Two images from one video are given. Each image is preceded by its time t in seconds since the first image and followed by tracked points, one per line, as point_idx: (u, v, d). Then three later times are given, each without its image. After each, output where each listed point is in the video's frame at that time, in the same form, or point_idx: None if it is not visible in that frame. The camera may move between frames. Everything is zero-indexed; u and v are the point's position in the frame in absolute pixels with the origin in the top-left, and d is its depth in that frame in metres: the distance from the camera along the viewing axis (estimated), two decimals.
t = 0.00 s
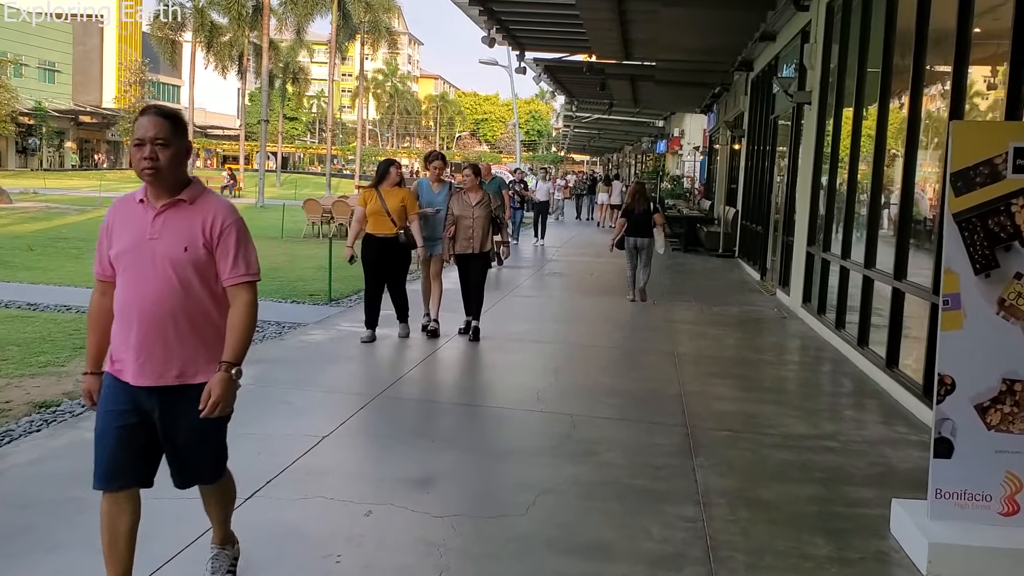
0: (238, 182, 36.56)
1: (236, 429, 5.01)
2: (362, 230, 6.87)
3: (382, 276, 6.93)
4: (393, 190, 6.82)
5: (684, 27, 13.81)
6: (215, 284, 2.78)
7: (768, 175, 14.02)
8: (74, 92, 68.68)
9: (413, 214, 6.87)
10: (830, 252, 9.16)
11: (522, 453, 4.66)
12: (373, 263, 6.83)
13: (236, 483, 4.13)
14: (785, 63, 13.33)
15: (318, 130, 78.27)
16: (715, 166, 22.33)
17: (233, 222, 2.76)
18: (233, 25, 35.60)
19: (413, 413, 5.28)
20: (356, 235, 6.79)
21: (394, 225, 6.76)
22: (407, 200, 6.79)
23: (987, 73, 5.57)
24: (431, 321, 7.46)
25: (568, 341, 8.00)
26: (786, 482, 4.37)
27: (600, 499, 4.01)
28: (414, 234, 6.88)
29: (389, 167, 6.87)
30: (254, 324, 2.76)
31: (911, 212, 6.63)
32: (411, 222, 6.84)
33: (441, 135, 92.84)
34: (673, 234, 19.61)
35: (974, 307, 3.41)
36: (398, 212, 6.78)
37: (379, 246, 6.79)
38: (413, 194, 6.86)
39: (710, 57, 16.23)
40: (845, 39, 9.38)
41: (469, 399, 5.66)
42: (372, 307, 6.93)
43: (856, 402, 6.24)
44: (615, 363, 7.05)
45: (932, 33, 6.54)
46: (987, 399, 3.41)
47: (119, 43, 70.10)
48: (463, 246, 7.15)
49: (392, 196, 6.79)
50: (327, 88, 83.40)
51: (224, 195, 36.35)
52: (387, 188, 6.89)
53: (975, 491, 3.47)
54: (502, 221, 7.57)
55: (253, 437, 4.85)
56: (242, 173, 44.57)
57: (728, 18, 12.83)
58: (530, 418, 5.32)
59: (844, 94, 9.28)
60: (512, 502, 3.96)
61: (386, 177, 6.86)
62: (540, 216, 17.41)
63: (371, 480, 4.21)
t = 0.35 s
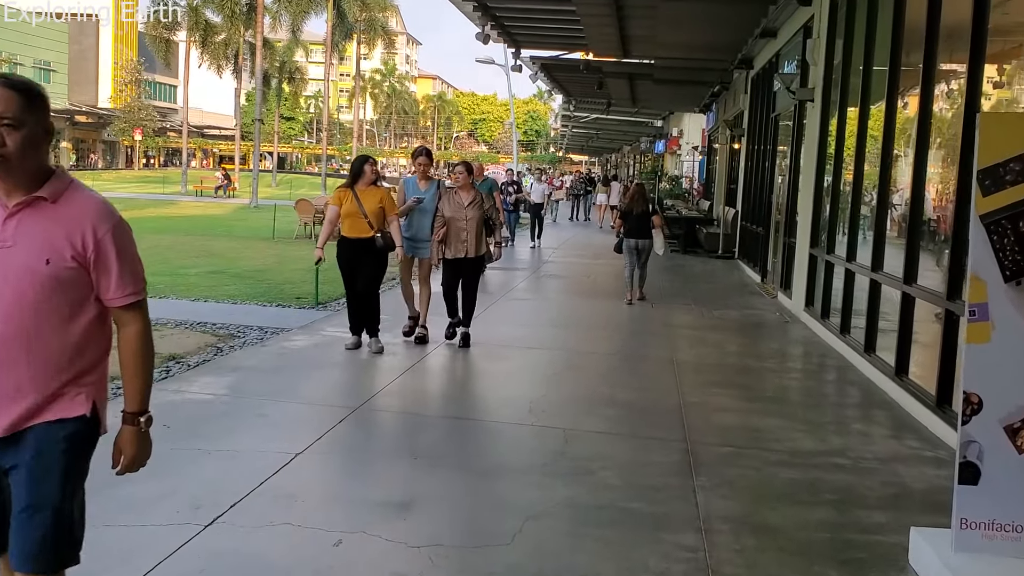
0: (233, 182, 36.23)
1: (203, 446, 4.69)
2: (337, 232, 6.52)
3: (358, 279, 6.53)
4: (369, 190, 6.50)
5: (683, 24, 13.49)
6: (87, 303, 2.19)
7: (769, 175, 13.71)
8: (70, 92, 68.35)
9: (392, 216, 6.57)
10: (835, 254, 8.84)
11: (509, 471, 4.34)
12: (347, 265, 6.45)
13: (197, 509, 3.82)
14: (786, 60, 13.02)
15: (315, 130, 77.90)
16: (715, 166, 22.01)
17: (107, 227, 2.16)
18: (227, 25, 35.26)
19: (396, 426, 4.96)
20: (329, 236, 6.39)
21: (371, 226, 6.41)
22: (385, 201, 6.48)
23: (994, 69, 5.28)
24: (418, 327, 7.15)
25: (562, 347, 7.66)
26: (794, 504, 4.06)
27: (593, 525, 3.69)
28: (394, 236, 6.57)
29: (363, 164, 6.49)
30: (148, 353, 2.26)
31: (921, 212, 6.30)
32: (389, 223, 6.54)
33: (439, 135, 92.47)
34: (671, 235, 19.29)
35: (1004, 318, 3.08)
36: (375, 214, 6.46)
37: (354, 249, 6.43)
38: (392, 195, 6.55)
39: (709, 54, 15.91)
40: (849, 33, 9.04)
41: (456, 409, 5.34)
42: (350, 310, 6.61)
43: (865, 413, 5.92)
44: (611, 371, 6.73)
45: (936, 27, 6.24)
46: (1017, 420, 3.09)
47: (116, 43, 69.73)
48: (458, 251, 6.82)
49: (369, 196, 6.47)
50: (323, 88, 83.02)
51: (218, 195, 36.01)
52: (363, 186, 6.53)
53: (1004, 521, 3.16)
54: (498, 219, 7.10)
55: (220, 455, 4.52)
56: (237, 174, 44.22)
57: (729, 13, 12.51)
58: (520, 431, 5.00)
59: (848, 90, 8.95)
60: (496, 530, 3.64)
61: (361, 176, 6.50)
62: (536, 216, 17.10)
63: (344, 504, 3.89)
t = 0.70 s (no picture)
0: (228, 183, 35.85)
1: (167, 467, 4.36)
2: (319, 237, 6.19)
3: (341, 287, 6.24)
4: (351, 193, 6.18)
5: (683, 21, 13.16)
6: None
7: (771, 176, 13.39)
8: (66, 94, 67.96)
9: (377, 220, 6.25)
10: (841, 258, 8.51)
11: (494, 496, 4.02)
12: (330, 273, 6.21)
13: (151, 542, 3.50)
14: (789, 58, 12.69)
15: (313, 132, 77.55)
16: (715, 167, 21.70)
17: None
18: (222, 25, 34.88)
19: (376, 444, 4.64)
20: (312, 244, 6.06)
21: (354, 231, 6.11)
22: (369, 204, 6.17)
23: (1006, 65, 4.96)
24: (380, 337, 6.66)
25: (557, 356, 7.34)
26: (806, 532, 3.73)
27: (586, 560, 3.36)
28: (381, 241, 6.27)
29: (341, 164, 6.17)
30: None
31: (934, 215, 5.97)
32: (375, 228, 6.23)
33: (438, 136, 92.09)
34: (671, 237, 18.96)
35: None
36: (359, 218, 6.14)
37: (338, 256, 6.12)
38: (376, 196, 6.23)
39: (710, 52, 15.58)
40: (855, 29, 8.72)
41: (441, 426, 5.02)
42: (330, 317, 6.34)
43: (876, 427, 5.60)
44: (607, 382, 6.41)
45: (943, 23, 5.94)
46: None
47: (112, 44, 69.31)
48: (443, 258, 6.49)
49: (352, 199, 6.15)
50: (321, 90, 82.64)
51: (213, 197, 35.63)
52: (345, 189, 6.21)
53: None
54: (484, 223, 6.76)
55: (184, 477, 4.20)
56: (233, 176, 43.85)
57: (730, 10, 12.19)
58: (508, 450, 4.68)
59: (854, 87, 8.62)
60: (478, 565, 3.31)
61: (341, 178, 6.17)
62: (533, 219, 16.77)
63: (312, 535, 3.58)
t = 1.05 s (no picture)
0: (225, 185, 35.49)
1: (126, 490, 4.00)
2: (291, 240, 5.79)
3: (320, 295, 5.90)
4: (325, 192, 5.78)
5: (685, 17, 12.82)
6: None
7: (775, 177, 13.01)
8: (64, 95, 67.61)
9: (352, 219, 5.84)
10: (852, 260, 8.14)
11: (480, 525, 3.65)
12: (303, 277, 5.76)
13: None
14: (794, 55, 12.33)
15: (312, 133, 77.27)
16: (717, 168, 21.36)
17: None
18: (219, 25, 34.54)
19: (352, 467, 4.28)
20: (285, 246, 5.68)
21: (329, 233, 5.70)
22: (343, 203, 5.77)
23: None
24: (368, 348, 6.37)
25: (554, 364, 6.96)
26: (825, 566, 3.37)
27: None
28: (356, 243, 5.88)
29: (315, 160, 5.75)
30: None
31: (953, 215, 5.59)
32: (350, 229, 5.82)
33: (437, 138, 91.75)
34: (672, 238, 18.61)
35: None
36: (333, 217, 5.73)
37: (314, 260, 5.74)
38: (352, 195, 5.83)
39: (712, 50, 15.23)
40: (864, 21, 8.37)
41: (425, 445, 4.66)
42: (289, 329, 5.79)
43: (894, 442, 5.23)
44: (605, 391, 6.04)
45: (963, 10, 5.55)
46: None
47: (111, 45, 68.98)
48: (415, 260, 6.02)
49: (325, 198, 5.75)
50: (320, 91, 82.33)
51: (210, 199, 35.27)
52: (318, 187, 5.81)
53: None
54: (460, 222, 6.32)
55: (143, 503, 3.84)
56: (231, 178, 43.49)
57: (734, 5, 11.83)
58: (497, 472, 4.31)
59: (864, 82, 8.26)
60: None
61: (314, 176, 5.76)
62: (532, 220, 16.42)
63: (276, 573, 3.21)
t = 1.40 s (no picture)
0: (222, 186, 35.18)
1: (74, 514, 3.68)
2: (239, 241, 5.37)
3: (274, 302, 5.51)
4: (281, 191, 5.38)
5: (685, 15, 12.53)
6: None
7: (777, 177, 12.68)
8: (63, 96, 67.32)
9: (312, 222, 5.45)
10: (857, 263, 7.82)
11: (456, 556, 3.34)
12: (252, 282, 5.34)
13: None
14: (796, 52, 12.00)
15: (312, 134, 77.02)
16: (717, 168, 21.08)
17: None
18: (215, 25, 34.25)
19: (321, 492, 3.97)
20: (229, 246, 5.25)
21: (281, 234, 5.30)
22: (302, 204, 5.36)
23: None
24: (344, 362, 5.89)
25: (546, 373, 6.63)
26: None
27: None
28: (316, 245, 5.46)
29: (272, 157, 5.33)
30: None
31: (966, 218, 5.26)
32: (309, 232, 5.43)
33: (437, 139, 91.51)
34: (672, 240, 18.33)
35: None
36: (288, 219, 5.33)
37: (264, 263, 5.34)
38: (310, 197, 5.41)
39: (713, 48, 14.94)
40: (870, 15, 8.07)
41: (401, 466, 4.35)
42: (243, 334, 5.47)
43: (904, 457, 4.92)
44: (598, 403, 5.73)
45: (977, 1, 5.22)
46: None
47: (109, 46, 68.67)
48: (388, 264, 5.60)
49: (281, 198, 5.35)
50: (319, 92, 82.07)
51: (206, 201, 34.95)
52: (273, 186, 5.40)
53: None
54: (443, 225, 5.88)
55: (90, 530, 3.52)
56: (228, 179, 43.18)
57: None
58: (478, 494, 4.00)
59: (870, 78, 7.95)
60: None
61: (271, 172, 5.35)
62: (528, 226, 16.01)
63: None
